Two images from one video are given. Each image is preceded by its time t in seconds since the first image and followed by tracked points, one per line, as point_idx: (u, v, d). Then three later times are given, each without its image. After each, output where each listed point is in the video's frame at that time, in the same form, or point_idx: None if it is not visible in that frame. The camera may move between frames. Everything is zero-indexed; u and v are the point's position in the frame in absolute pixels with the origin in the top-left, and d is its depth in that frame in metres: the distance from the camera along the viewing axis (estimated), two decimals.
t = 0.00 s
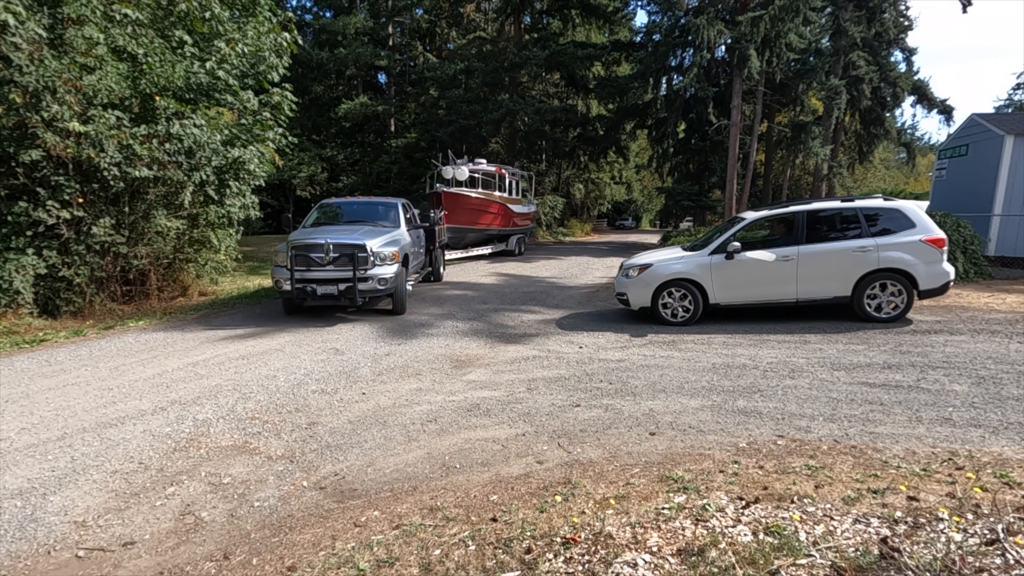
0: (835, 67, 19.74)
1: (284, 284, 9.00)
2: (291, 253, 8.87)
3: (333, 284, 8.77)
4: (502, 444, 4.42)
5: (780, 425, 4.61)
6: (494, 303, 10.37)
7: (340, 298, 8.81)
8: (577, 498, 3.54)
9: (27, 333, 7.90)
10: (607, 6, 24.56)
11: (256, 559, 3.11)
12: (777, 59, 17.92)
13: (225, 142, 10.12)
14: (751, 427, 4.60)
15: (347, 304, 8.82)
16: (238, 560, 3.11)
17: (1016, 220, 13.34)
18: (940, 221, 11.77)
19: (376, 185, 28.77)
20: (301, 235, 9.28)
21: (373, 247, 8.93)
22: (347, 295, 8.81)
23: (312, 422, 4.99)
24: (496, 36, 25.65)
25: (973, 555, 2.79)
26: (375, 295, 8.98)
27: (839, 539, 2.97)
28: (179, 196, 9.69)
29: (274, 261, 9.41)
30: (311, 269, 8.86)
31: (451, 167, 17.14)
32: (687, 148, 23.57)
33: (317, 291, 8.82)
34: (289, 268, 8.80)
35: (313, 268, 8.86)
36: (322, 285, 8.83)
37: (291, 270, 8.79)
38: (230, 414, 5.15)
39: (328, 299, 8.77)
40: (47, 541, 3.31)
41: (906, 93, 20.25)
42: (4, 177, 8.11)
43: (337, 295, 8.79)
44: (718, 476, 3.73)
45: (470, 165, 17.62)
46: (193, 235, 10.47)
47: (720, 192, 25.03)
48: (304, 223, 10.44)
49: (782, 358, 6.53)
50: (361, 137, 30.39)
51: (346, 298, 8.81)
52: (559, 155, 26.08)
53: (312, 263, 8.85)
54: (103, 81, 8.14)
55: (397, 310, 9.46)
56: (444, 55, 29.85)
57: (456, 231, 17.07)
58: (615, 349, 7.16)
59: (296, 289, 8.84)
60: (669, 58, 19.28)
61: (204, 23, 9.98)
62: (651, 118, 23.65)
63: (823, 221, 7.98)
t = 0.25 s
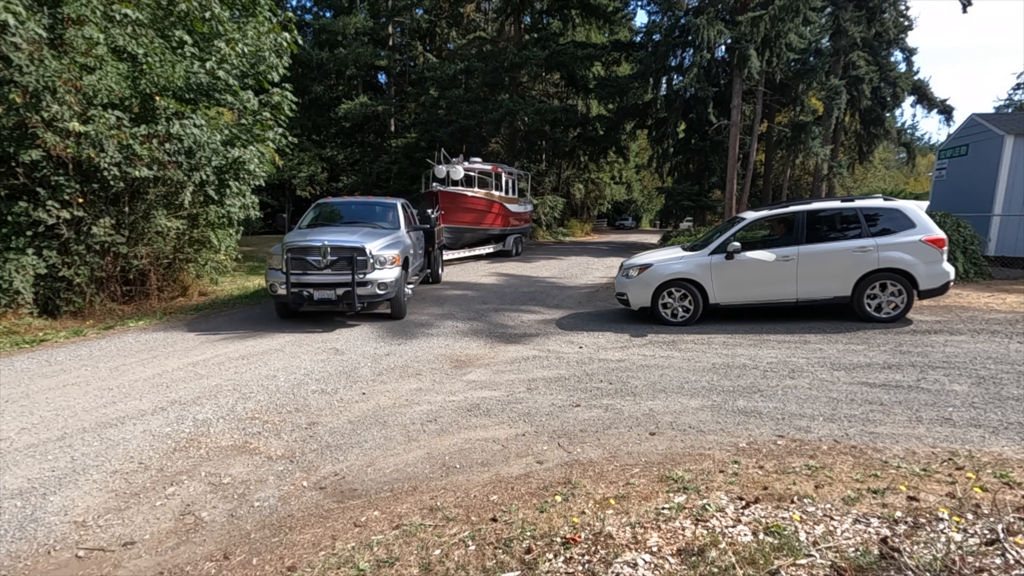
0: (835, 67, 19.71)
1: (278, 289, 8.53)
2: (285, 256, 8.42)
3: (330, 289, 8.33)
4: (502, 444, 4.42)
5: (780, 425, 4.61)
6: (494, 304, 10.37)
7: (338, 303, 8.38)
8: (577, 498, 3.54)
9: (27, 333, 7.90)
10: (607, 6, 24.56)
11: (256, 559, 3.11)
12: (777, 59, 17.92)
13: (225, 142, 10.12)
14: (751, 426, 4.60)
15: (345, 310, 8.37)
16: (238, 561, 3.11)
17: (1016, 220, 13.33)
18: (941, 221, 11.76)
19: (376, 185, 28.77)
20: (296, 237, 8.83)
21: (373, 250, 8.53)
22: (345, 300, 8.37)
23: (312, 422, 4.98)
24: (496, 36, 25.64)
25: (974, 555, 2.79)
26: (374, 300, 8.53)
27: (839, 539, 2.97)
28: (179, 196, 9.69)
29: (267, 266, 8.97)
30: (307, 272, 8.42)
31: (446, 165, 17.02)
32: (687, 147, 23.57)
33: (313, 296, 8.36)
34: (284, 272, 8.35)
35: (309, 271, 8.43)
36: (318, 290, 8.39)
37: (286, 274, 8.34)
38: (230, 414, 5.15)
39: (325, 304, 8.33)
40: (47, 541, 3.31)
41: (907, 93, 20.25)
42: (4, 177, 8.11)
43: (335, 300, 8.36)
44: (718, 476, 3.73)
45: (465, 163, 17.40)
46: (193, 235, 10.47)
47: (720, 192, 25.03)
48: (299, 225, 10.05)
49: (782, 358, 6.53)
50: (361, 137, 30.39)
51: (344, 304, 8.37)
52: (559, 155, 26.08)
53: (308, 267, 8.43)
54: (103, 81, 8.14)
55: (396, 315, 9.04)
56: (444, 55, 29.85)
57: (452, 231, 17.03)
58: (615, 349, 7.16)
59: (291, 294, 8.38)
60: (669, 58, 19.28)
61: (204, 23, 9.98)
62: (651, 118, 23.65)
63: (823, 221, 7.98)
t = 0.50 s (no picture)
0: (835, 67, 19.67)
1: (268, 292, 8.07)
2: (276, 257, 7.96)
3: (324, 293, 7.87)
4: (502, 445, 4.42)
5: (780, 425, 4.61)
6: (494, 304, 10.36)
7: (331, 308, 7.92)
8: (578, 498, 3.54)
9: (27, 333, 7.90)
10: (607, 6, 24.56)
11: (256, 559, 3.11)
12: (777, 59, 17.91)
13: (225, 142, 10.12)
14: (751, 427, 4.61)
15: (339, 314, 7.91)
16: (238, 561, 3.11)
17: (1016, 220, 13.33)
18: (941, 221, 11.76)
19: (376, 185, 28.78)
20: (288, 237, 8.36)
21: (369, 252, 8.08)
22: (340, 305, 7.90)
23: (312, 422, 4.99)
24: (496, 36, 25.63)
25: (974, 555, 2.79)
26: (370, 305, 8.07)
27: (839, 539, 2.97)
28: (179, 196, 9.69)
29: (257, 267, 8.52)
30: (300, 275, 7.96)
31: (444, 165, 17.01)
32: (687, 147, 23.57)
33: (306, 300, 7.90)
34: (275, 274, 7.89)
35: (302, 273, 7.97)
36: (311, 293, 7.92)
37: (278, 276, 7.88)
38: (230, 414, 5.15)
39: (318, 308, 7.88)
40: (47, 541, 3.31)
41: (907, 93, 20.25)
42: (4, 177, 8.11)
43: (328, 305, 7.90)
44: (718, 476, 3.73)
45: (463, 163, 17.32)
46: (193, 235, 10.47)
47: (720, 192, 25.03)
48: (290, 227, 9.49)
49: (782, 358, 6.53)
50: (361, 137, 30.39)
51: (338, 308, 7.90)
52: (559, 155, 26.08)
53: (300, 269, 7.97)
54: (103, 81, 8.14)
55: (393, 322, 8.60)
56: (444, 55, 29.86)
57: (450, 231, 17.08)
58: (615, 349, 7.16)
59: (282, 298, 7.91)
60: (669, 58, 19.28)
61: (204, 23, 9.97)
62: (651, 119, 23.65)
63: (823, 221, 7.97)
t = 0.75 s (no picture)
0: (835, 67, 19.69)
1: (256, 297, 7.65)
2: (265, 260, 7.54)
3: (315, 298, 7.44)
4: (502, 444, 4.42)
5: (780, 425, 4.61)
6: (494, 304, 10.36)
7: (323, 314, 7.50)
8: (577, 497, 3.55)
9: (27, 333, 7.90)
10: (607, 6, 24.57)
11: (256, 559, 3.11)
12: (777, 59, 17.90)
13: (225, 142, 10.12)
14: (751, 426, 4.61)
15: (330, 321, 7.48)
16: (238, 560, 3.11)
17: (1016, 220, 13.33)
18: (941, 221, 11.76)
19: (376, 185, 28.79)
20: (278, 239, 7.96)
21: (364, 255, 7.66)
22: (331, 311, 7.47)
23: (312, 422, 4.99)
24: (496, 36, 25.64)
25: (974, 555, 2.79)
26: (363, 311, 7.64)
27: (839, 539, 2.97)
28: (179, 196, 9.69)
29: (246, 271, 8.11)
30: (290, 279, 7.55)
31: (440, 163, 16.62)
32: (687, 147, 23.57)
33: (296, 305, 7.48)
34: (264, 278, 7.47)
35: (292, 277, 7.55)
36: (302, 298, 7.50)
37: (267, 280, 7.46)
38: (230, 414, 5.15)
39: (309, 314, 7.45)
40: (47, 541, 3.31)
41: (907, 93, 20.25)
42: (4, 177, 8.11)
43: (320, 310, 7.48)
44: (718, 476, 3.73)
45: (460, 162, 16.95)
46: (193, 235, 10.47)
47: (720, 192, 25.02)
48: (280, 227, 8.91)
49: (782, 358, 6.53)
50: (361, 137, 30.38)
51: (330, 314, 7.48)
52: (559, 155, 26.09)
53: (290, 272, 7.55)
54: (103, 81, 8.14)
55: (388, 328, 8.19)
56: (444, 55, 29.87)
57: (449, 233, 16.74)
58: (615, 349, 7.16)
59: (271, 303, 7.49)
60: (669, 58, 19.28)
61: (204, 23, 9.97)
62: (651, 119, 23.65)
63: (823, 221, 7.97)
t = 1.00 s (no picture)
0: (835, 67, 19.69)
1: (240, 303, 7.25)
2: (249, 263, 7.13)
3: (302, 304, 7.05)
4: (502, 444, 4.42)
5: (780, 425, 4.61)
6: (494, 304, 10.36)
7: (310, 321, 7.10)
8: (578, 498, 3.54)
9: (27, 333, 7.90)
10: (607, 6, 24.57)
11: (256, 559, 3.11)
12: (777, 59, 17.90)
13: (225, 142, 10.11)
14: (751, 426, 4.61)
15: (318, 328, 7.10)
16: (238, 560, 3.11)
17: (1016, 220, 13.33)
18: (941, 221, 11.76)
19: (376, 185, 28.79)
20: (264, 240, 7.54)
21: (354, 258, 7.25)
22: (319, 317, 7.08)
23: (312, 422, 4.99)
24: (496, 36, 25.64)
25: (974, 555, 2.79)
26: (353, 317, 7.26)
27: (839, 539, 2.97)
28: (179, 196, 9.69)
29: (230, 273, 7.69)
30: (275, 283, 7.14)
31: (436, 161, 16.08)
32: (687, 148, 23.57)
33: (282, 312, 7.07)
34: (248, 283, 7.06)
35: (278, 282, 7.14)
36: (288, 304, 7.10)
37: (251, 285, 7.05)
38: (230, 414, 5.15)
39: (296, 321, 7.06)
40: (47, 541, 3.31)
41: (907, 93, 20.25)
42: (4, 177, 8.12)
43: (307, 317, 7.08)
44: (718, 476, 3.73)
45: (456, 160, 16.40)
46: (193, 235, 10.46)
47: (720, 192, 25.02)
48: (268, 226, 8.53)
49: (782, 358, 6.53)
50: (361, 137, 30.38)
51: (317, 321, 7.08)
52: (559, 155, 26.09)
53: (276, 276, 7.14)
54: (103, 81, 8.14)
55: (381, 335, 7.83)
56: (444, 55, 29.87)
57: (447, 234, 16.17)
58: (615, 349, 7.16)
59: (255, 309, 7.08)
60: (669, 58, 19.28)
61: (204, 23, 9.96)
62: (651, 119, 23.64)
63: (823, 221, 7.97)
